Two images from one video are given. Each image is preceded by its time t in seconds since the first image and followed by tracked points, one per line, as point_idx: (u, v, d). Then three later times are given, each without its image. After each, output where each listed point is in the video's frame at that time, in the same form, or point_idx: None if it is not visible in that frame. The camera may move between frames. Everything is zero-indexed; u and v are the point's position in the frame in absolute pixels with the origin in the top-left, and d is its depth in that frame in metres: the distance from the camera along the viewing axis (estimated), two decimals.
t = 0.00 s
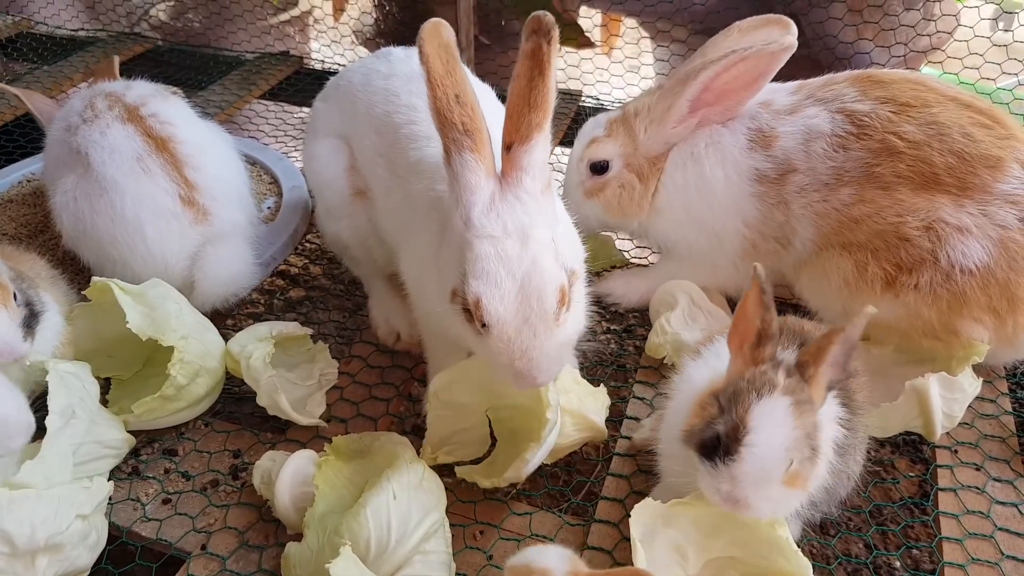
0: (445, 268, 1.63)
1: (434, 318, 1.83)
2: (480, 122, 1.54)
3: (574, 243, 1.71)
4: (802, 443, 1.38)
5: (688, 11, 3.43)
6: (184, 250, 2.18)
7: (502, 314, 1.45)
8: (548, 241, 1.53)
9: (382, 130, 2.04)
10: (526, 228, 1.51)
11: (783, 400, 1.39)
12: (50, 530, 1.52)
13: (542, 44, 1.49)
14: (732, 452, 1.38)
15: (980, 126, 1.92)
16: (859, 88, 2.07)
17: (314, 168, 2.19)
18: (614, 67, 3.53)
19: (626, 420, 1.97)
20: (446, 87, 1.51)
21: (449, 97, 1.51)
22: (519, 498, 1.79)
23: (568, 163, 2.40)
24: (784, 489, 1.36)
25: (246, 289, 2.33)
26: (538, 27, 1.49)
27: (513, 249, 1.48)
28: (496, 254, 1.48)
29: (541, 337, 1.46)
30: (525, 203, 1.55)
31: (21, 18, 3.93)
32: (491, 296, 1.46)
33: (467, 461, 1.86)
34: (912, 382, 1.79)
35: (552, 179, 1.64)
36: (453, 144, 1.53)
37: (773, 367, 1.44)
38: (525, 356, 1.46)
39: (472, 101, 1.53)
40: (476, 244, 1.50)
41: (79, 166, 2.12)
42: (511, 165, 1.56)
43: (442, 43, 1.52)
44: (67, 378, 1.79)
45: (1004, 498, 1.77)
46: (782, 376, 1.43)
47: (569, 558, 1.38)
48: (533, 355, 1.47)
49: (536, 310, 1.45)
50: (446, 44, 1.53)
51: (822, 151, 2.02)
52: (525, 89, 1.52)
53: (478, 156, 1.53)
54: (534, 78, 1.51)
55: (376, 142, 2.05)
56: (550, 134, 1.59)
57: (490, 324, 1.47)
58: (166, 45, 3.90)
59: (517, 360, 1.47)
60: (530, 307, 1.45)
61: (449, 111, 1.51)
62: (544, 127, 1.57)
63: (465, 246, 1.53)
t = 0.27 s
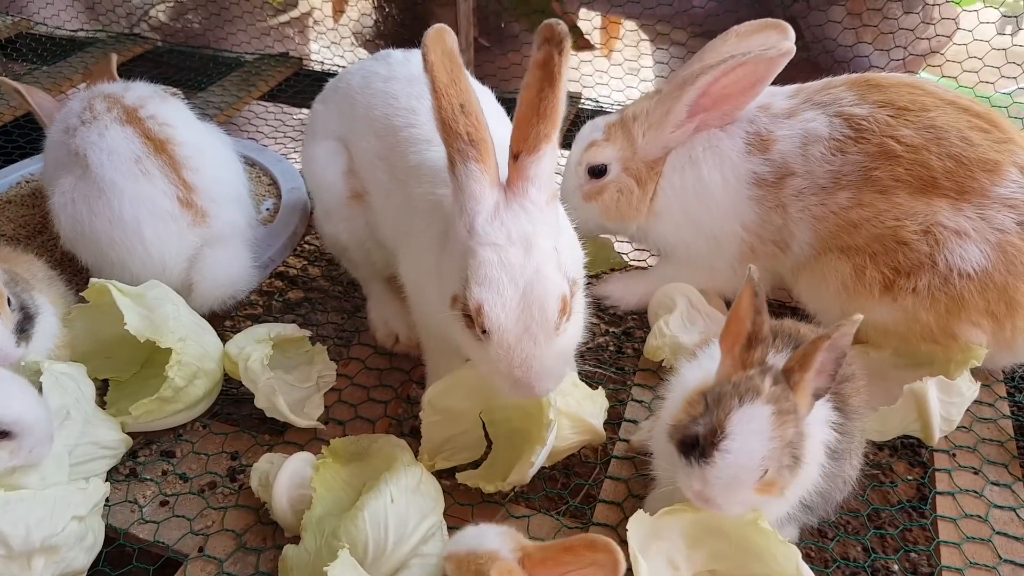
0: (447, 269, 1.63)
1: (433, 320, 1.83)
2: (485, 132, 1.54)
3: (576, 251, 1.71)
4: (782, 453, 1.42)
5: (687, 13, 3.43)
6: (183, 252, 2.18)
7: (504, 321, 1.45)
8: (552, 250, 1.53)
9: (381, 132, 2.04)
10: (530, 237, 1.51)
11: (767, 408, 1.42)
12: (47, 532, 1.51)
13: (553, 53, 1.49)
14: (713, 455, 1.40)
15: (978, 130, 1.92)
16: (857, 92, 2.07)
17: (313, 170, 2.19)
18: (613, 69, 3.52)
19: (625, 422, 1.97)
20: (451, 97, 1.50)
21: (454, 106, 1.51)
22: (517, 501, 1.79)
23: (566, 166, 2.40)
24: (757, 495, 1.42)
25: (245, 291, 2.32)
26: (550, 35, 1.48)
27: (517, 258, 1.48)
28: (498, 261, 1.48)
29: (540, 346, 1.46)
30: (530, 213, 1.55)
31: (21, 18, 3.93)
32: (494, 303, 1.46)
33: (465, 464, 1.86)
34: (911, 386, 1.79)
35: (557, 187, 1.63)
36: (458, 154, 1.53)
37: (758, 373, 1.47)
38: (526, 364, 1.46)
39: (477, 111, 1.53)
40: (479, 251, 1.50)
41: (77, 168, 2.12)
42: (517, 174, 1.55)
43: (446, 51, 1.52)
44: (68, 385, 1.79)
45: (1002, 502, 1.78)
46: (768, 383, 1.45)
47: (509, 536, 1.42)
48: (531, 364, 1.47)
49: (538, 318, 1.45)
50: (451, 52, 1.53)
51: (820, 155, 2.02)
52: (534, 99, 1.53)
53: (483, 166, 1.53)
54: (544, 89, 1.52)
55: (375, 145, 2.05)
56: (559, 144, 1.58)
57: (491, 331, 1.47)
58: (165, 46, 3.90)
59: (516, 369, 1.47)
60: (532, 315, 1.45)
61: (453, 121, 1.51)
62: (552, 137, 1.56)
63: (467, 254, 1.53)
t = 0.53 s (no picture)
0: (446, 270, 1.63)
1: (432, 321, 1.83)
2: (490, 128, 1.54)
3: (576, 252, 1.71)
4: (773, 452, 1.44)
5: (686, 14, 3.44)
6: (182, 253, 2.18)
7: (503, 314, 1.45)
8: (553, 248, 1.53)
9: (379, 133, 2.04)
10: (532, 233, 1.51)
11: (753, 408, 1.43)
12: (44, 533, 1.51)
13: (560, 56, 1.54)
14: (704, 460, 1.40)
15: (976, 130, 1.93)
16: (856, 92, 2.07)
17: (312, 171, 2.19)
18: (612, 70, 3.53)
19: (624, 423, 1.97)
20: (459, 92, 1.52)
21: (461, 101, 1.52)
22: (516, 502, 1.79)
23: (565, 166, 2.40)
24: (753, 495, 1.43)
25: (244, 293, 2.32)
26: (558, 39, 1.53)
27: (518, 251, 1.48)
28: (500, 253, 1.48)
29: (538, 343, 1.46)
30: (532, 211, 1.55)
31: (19, 20, 3.93)
32: (493, 294, 1.45)
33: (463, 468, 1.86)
34: (909, 386, 1.79)
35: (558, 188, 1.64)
36: (463, 147, 1.53)
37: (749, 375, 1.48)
38: (523, 360, 1.46)
39: (483, 107, 1.54)
40: (481, 243, 1.50)
41: (75, 169, 2.12)
42: (521, 172, 1.56)
43: (455, 49, 1.54)
44: (66, 387, 1.78)
45: (1001, 502, 1.77)
46: (755, 384, 1.46)
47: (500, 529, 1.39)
48: (528, 362, 1.46)
49: (537, 313, 1.45)
50: (460, 52, 1.55)
51: (819, 155, 2.02)
52: (541, 97, 1.54)
53: (487, 160, 1.54)
54: (550, 88, 1.54)
55: (375, 145, 2.05)
56: (562, 144, 1.59)
57: (489, 323, 1.46)
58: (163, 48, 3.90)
59: (512, 364, 1.46)
60: (531, 311, 1.45)
61: (459, 116, 1.52)
62: (557, 136, 1.57)
63: (468, 247, 1.53)
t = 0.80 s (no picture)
0: (445, 267, 1.63)
1: (431, 318, 1.83)
2: (490, 121, 1.54)
3: (576, 248, 1.71)
4: (755, 461, 1.44)
5: (685, 11, 3.44)
6: (181, 251, 2.18)
7: (500, 305, 1.44)
8: (552, 241, 1.53)
9: (379, 129, 2.04)
10: (530, 225, 1.51)
11: (731, 417, 1.43)
12: (46, 530, 1.51)
13: (560, 52, 1.55)
14: (686, 470, 1.40)
15: (975, 126, 1.93)
16: (855, 88, 2.07)
17: (311, 168, 2.19)
18: (612, 67, 3.53)
19: (623, 419, 1.97)
20: (458, 86, 1.52)
21: (460, 94, 1.52)
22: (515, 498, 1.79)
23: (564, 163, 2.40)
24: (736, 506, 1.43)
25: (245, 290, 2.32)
26: (558, 36, 1.55)
27: (517, 242, 1.48)
28: (497, 245, 1.47)
29: (536, 336, 1.46)
30: (532, 203, 1.55)
31: (18, 18, 3.92)
32: (490, 285, 1.45)
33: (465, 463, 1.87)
34: (909, 382, 1.79)
35: (557, 183, 1.64)
36: (462, 140, 1.53)
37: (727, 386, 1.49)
38: (522, 354, 1.46)
39: (483, 100, 1.54)
40: (478, 235, 1.50)
41: (75, 166, 2.11)
42: (521, 166, 1.56)
43: (454, 45, 1.54)
44: (65, 383, 1.78)
45: (1000, 498, 1.77)
46: (733, 394, 1.46)
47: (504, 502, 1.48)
48: (525, 355, 1.46)
49: (536, 304, 1.45)
50: (459, 48, 1.55)
51: (818, 151, 2.02)
52: (541, 92, 1.55)
53: (486, 152, 1.54)
54: (550, 82, 1.55)
55: (374, 142, 2.04)
56: (562, 137, 1.60)
57: (486, 315, 1.46)
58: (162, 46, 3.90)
59: (511, 359, 1.46)
60: (530, 303, 1.45)
61: (459, 109, 1.52)
62: (556, 130, 1.57)
63: (466, 238, 1.53)
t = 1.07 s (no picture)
0: (446, 267, 1.63)
1: (432, 318, 1.83)
2: (491, 124, 1.55)
3: (578, 249, 1.71)
4: (746, 464, 1.44)
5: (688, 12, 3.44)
6: (182, 250, 2.17)
7: (502, 307, 1.44)
8: (553, 244, 1.53)
9: (381, 130, 2.04)
10: (531, 228, 1.51)
11: (721, 419, 1.43)
12: (44, 530, 1.51)
13: (559, 55, 1.56)
14: (677, 469, 1.42)
15: (978, 129, 1.92)
16: (857, 91, 2.06)
17: (313, 169, 2.19)
18: (613, 67, 3.54)
19: (624, 421, 1.97)
20: (460, 89, 1.53)
21: (463, 98, 1.52)
22: (514, 499, 1.78)
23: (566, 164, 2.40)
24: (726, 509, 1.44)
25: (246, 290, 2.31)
26: (557, 40, 1.56)
27: (517, 245, 1.48)
28: (499, 248, 1.47)
29: (537, 338, 1.45)
30: (533, 207, 1.55)
31: (21, 16, 3.93)
32: (492, 288, 1.44)
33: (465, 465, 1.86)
34: (910, 385, 1.78)
35: (557, 186, 1.64)
36: (464, 143, 1.53)
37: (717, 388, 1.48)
38: (523, 357, 1.45)
39: (485, 103, 1.55)
40: (479, 238, 1.49)
41: (77, 165, 2.11)
42: (521, 169, 1.56)
43: (458, 51, 1.55)
44: (62, 381, 1.77)
45: (1002, 502, 1.77)
46: (725, 397, 1.46)
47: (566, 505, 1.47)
48: (527, 359, 1.45)
49: (538, 307, 1.44)
50: (462, 52, 1.56)
51: (820, 153, 2.02)
52: (539, 96, 1.56)
53: (488, 155, 1.54)
54: (549, 86, 1.55)
55: (376, 143, 2.04)
56: (561, 140, 1.60)
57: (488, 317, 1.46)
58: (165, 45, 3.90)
59: (513, 362, 1.46)
60: (532, 305, 1.44)
61: (461, 112, 1.52)
62: (555, 133, 1.57)
63: (467, 244, 1.52)
